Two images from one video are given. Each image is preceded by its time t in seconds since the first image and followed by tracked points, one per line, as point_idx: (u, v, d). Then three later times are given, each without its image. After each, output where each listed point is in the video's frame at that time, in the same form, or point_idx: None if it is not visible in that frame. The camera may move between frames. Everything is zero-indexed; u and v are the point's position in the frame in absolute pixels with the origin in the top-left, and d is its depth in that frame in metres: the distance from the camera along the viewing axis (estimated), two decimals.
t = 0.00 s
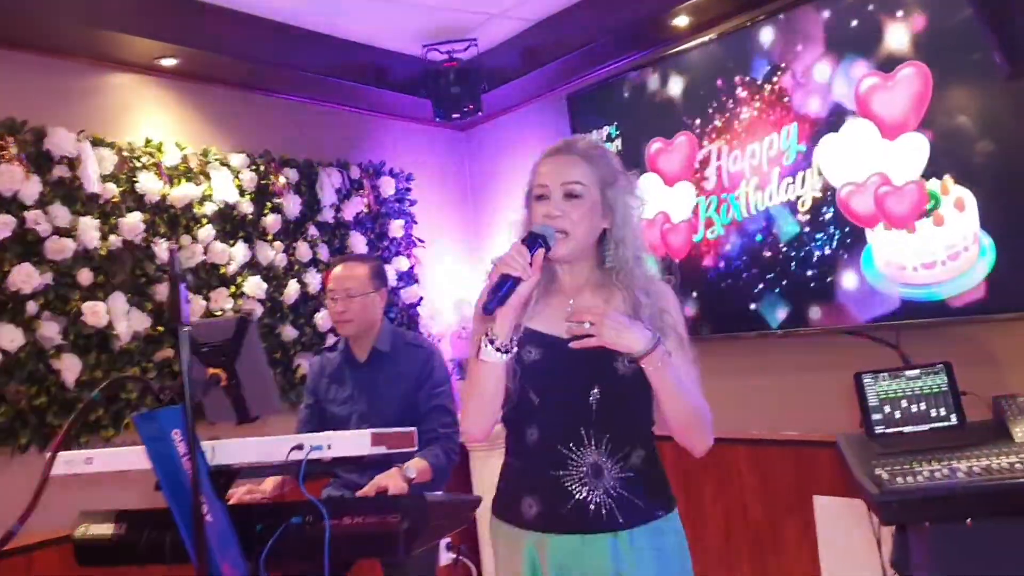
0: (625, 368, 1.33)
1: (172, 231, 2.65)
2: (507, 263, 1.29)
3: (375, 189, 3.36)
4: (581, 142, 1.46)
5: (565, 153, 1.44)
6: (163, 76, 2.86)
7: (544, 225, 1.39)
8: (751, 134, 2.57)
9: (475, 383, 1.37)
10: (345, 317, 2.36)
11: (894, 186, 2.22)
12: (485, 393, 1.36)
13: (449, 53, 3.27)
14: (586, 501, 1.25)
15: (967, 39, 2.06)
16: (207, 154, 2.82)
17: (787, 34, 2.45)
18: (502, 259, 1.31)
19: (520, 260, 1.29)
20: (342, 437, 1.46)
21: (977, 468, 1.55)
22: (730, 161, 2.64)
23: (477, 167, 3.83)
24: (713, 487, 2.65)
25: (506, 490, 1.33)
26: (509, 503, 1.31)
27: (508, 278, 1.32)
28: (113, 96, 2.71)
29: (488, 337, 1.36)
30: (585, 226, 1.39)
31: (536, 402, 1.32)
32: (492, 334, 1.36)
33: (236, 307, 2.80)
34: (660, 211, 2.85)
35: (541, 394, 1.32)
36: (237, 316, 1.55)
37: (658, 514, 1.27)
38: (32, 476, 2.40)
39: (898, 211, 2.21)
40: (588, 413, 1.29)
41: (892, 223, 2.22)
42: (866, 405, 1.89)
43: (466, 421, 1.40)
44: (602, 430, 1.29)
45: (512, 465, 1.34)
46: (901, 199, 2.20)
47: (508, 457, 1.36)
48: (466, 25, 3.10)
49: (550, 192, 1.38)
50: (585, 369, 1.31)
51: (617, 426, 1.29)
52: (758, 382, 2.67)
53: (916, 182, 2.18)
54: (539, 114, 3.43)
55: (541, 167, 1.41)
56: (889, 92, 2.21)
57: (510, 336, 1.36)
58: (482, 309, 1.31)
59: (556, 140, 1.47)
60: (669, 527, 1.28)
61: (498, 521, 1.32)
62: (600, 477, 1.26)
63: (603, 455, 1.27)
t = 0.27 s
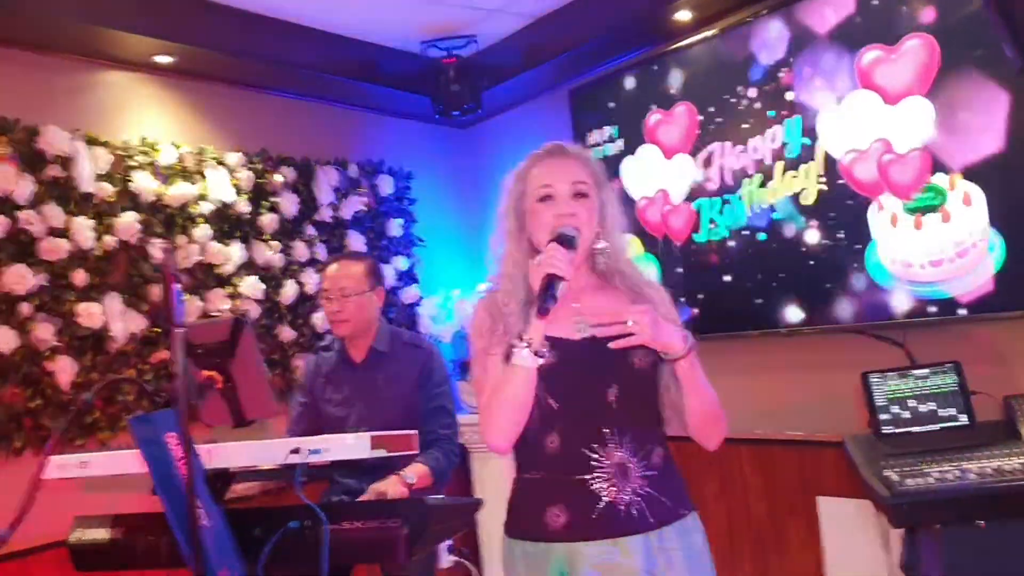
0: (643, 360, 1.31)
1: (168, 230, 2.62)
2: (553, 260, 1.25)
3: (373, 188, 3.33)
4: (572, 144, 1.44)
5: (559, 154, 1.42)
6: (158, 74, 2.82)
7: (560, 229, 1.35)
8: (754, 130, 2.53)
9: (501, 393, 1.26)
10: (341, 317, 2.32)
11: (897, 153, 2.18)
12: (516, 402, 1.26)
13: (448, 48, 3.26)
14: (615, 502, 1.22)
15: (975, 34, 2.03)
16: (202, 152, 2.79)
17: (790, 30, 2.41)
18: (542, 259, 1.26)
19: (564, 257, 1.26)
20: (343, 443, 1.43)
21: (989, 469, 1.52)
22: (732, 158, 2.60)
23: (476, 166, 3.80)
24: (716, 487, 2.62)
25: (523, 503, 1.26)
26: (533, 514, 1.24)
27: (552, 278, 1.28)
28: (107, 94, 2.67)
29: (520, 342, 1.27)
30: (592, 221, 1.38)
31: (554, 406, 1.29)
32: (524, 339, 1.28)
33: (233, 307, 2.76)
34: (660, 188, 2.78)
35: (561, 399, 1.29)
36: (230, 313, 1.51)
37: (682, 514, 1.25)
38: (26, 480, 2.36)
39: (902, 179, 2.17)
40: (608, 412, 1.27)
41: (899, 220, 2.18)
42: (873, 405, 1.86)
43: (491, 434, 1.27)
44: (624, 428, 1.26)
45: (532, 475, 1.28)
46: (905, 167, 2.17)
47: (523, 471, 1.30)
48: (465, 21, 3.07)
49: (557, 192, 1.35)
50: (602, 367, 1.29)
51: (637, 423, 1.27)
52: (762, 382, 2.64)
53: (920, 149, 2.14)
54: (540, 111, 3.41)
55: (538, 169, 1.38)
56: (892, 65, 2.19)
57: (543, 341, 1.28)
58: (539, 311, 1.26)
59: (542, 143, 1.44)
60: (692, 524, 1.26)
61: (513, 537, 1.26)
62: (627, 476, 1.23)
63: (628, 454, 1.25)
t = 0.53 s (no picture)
0: (638, 348, 1.29)
1: (157, 225, 2.60)
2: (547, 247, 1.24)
3: (364, 182, 3.31)
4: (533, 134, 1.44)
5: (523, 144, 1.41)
6: (148, 68, 2.80)
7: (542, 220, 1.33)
8: (748, 123, 2.52)
9: (499, 387, 1.24)
10: (330, 312, 2.30)
11: (891, 127, 2.17)
12: (513, 395, 1.24)
13: (439, 42, 3.27)
14: (612, 493, 1.21)
15: (971, 26, 2.01)
16: (192, 146, 2.76)
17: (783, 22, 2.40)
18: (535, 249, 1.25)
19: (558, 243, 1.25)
20: (332, 433, 1.40)
21: (986, 463, 1.50)
22: (725, 151, 2.59)
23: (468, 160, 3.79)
24: (710, 482, 2.61)
25: (514, 497, 1.25)
26: (525, 506, 1.23)
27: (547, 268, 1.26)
28: (96, 88, 2.65)
29: (516, 334, 1.25)
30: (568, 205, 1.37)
31: (553, 396, 1.26)
32: (520, 331, 1.26)
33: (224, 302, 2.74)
34: (653, 167, 2.77)
35: (558, 390, 1.26)
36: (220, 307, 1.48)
37: (677, 505, 1.24)
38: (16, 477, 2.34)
39: (896, 152, 2.16)
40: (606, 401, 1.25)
41: (895, 212, 2.17)
42: (869, 399, 1.85)
43: (489, 430, 1.25)
44: (621, 417, 1.25)
45: (526, 467, 1.26)
46: (897, 141, 2.16)
47: (517, 463, 1.28)
48: (457, 15, 3.05)
49: (530, 182, 1.34)
50: (600, 355, 1.26)
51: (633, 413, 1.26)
52: (755, 376, 2.63)
53: (911, 122, 2.13)
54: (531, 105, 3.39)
55: (506, 162, 1.37)
56: (886, 25, 2.16)
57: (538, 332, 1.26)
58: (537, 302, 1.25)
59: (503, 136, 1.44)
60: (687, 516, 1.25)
61: (503, 528, 1.25)
62: (624, 467, 1.22)
63: (624, 445, 1.24)
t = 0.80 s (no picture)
0: (617, 344, 1.29)
1: (153, 222, 2.60)
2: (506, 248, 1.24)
3: (359, 180, 3.32)
4: (500, 129, 1.45)
5: (480, 144, 1.42)
6: (143, 65, 2.80)
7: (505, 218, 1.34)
8: (742, 121, 2.52)
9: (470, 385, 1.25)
10: (324, 307, 2.29)
11: (883, 108, 2.17)
12: (484, 394, 1.24)
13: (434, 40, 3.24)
14: (584, 489, 1.21)
15: (965, 25, 2.01)
16: (188, 144, 2.77)
17: (776, 19, 2.40)
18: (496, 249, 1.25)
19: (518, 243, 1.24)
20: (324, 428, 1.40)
21: (979, 461, 1.50)
22: (720, 148, 2.59)
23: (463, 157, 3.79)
24: (703, 480, 2.61)
25: (492, 485, 1.25)
26: (499, 498, 1.24)
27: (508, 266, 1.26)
28: (91, 85, 2.65)
29: (485, 333, 1.25)
30: (532, 199, 1.37)
31: (530, 392, 1.26)
32: (486, 329, 1.25)
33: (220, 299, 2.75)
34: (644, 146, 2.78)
35: (536, 384, 1.26)
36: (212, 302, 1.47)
37: (653, 503, 1.24)
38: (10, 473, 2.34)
39: (889, 133, 2.16)
40: (585, 397, 1.25)
41: (890, 210, 2.17)
42: (862, 395, 1.84)
43: (466, 426, 1.26)
44: (599, 414, 1.25)
45: (502, 458, 1.27)
46: (890, 121, 2.16)
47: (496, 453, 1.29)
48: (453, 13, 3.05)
49: (483, 186, 1.35)
50: (581, 350, 1.26)
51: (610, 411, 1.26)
52: (749, 373, 2.63)
53: (905, 102, 2.13)
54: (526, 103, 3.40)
55: (462, 167, 1.39)
56: None
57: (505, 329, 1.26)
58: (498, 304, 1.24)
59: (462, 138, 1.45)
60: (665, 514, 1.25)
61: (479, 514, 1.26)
62: (598, 464, 1.22)
63: (600, 442, 1.24)
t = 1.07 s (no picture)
0: (600, 343, 1.28)
1: (150, 218, 2.60)
2: (478, 247, 1.26)
3: (357, 177, 3.32)
4: (505, 123, 1.48)
5: (483, 137, 1.45)
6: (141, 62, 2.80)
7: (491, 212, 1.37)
8: (740, 119, 2.52)
9: (449, 381, 1.30)
10: (323, 305, 2.30)
11: (878, 82, 2.18)
12: (462, 390, 1.29)
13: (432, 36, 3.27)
14: (566, 487, 1.21)
15: (962, 24, 2.01)
16: (186, 140, 2.77)
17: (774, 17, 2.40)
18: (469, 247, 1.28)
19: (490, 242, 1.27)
20: (320, 424, 1.40)
21: (971, 458, 1.50)
22: (718, 146, 2.59)
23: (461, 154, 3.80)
24: (699, 478, 2.61)
25: (480, 481, 1.27)
26: (486, 493, 1.25)
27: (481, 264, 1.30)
28: (88, 81, 2.65)
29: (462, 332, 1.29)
30: (525, 194, 1.38)
31: (512, 389, 1.27)
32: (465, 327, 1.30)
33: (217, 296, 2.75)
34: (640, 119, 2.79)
35: (518, 382, 1.27)
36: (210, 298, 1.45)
37: (640, 500, 1.22)
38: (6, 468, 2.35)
39: (883, 106, 2.17)
40: (566, 397, 1.25)
41: (886, 209, 2.18)
42: (857, 394, 1.84)
43: (444, 424, 1.33)
44: (581, 412, 1.25)
45: (488, 454, 1.29)
46: (885, 95, 2.16)
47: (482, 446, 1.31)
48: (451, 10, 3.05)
49: (480, 176, 1.38)
50: (561, 350, 1.26)
51: (594, 410, 1.25)
52: (746, 372, 2.63)
53: (899, 76, 2.13)
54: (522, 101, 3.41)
55: (463, 157, 1.42)
56: None
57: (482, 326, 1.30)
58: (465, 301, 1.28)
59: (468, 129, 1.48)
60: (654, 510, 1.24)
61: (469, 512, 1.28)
62: (580, 462, 1.22)
63: (583, 441, 1.24)
